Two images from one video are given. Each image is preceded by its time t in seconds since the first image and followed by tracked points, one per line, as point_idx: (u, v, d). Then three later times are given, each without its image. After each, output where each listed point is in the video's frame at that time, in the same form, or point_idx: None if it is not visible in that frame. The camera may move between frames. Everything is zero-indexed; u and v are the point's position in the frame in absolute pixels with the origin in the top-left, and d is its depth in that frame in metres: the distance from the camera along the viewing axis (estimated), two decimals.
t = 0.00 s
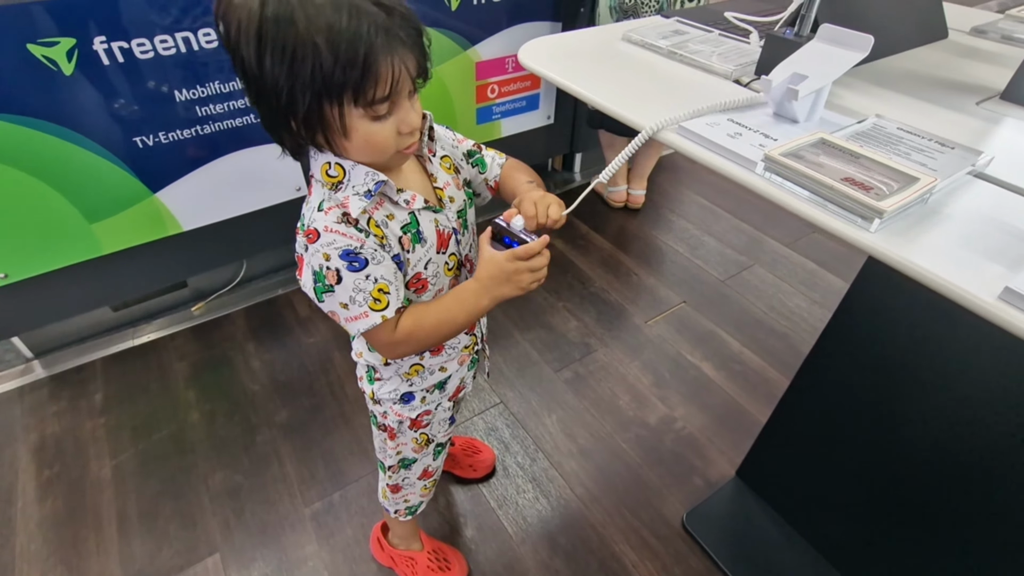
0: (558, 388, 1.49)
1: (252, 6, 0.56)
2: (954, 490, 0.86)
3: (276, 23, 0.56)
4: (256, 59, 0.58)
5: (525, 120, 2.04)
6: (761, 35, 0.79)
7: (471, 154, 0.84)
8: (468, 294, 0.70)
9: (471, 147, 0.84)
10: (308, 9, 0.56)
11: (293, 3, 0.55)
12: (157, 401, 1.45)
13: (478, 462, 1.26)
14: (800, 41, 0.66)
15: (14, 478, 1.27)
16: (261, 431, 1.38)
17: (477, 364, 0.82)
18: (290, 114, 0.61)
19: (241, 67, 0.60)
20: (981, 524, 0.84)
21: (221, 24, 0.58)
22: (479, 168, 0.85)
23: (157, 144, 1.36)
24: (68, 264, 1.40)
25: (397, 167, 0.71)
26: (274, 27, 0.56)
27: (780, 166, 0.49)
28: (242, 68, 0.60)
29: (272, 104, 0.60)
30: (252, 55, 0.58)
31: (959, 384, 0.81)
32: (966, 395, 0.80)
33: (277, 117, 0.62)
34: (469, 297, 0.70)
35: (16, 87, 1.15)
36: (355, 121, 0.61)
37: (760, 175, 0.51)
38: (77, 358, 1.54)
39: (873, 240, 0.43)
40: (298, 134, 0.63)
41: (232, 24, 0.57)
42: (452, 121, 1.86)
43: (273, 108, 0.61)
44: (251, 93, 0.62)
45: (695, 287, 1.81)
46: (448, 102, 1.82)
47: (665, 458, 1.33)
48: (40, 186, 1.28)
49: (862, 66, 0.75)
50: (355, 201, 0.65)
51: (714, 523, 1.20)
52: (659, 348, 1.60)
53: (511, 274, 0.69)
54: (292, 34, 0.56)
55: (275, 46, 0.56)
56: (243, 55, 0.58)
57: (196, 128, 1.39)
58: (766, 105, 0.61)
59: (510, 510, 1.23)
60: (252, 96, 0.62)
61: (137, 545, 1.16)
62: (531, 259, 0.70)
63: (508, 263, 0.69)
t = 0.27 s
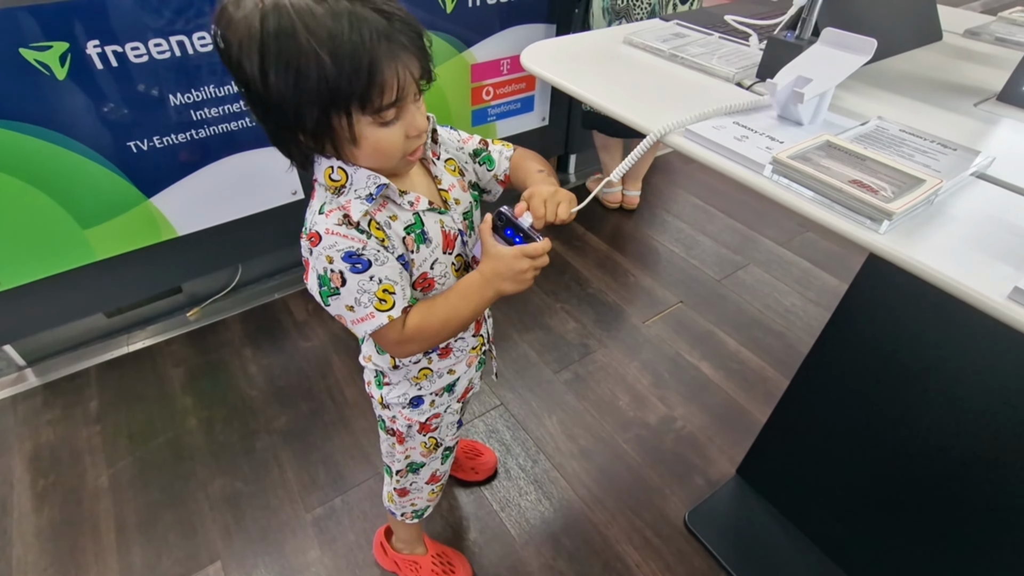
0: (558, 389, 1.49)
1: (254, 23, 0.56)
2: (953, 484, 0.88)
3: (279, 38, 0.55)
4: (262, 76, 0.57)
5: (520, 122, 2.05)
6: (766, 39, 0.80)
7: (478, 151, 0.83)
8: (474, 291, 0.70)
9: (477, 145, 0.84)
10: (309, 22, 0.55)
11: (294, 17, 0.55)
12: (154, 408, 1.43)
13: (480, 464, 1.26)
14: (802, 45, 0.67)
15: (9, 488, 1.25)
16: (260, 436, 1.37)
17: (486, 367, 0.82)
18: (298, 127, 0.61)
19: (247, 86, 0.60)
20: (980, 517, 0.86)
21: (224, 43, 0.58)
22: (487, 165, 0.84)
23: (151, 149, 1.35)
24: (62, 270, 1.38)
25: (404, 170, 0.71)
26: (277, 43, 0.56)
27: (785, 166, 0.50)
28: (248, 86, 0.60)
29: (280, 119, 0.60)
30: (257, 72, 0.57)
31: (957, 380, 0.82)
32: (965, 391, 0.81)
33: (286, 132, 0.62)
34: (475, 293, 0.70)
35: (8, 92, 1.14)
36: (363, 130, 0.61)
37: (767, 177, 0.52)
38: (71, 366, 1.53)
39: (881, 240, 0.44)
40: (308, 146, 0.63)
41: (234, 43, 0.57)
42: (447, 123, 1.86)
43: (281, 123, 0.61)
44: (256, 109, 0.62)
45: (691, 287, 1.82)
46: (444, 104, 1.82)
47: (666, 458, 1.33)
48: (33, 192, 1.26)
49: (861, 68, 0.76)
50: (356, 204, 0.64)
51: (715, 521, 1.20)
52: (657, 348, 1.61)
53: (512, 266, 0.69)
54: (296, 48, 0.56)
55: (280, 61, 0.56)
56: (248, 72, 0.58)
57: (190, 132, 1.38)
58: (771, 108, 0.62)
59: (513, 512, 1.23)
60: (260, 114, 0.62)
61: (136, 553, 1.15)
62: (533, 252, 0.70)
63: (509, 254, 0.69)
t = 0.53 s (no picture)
0: (553, 390, 1.49)
1: (248, 30, 0.55)
2: (945, 477, 0.89)
3: (273, 46, 0.55)
4: (255, 83, 0.57)
5: (511, 123, 2.04)
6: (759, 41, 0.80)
7: (472, 155, 0.83)
8: (465, 290, 0.69)
9: (472, 149, 0.84)
10: (305, 31, 0.55)
11: (289, 25, 0.55)
12: (144, 415, 1.41)
13: (475, 467, 1.26)
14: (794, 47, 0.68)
15: None
16: (253, 442, 1.36)
17: (482, 370, 0.82)
18: (292, 135, 0.60)
19: (240, 92, 0.59)
20: (971, 510, 0.87)
21: (218, 49, 0.58)
22: (482, 168, 0.84)
23: (138, 152, 1.33)
24: (48, 276, 1.36)
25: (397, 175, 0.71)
26: (272, 50, 0.55)
27: (777, 167, 0.51)
28: (240, 92, 0.59)
29: (273, 126, 0.60)
30: (251, 80, 0.57)
31: (948, 376, 0.83)
32: (956, 387, 0.83)
33: (279, 139, 0.61)
34: (466, 293, 0.69)
35: None
36: (357, 138, 0.61)
37: (762, 178, 0.52)
38: (57, 373, 1.50)
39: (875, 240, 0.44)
40: (301, 154, 0.63)
41: (228, 49, 0.57)
42: (438, 124, 1.86)
43: (274, 130, 0.60)
44: (249, 115, 0.61)
45: (683, 286, 1.83)
46: (435, 105, 1.81)
47: (660, 457, 1.34)
48: (17, 197, 1.24)
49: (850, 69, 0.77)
50: (342, 207, 0.64)
51: (710, 519, 1.21)
52: (650, 347, 1.61)
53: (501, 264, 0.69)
54: (291, 57, 0.55)
55: (274, 69, 0.56)
56: (241, 78, 0.58)
57: (177, 135, 1.36)
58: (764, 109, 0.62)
59: (509, 514, 1.23)
60: (253, 120, 0.61)
61: (128, 563, 1.14)
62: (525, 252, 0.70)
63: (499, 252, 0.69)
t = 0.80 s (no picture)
0: (546, 390, 1.49)
1: (242, 28, 0.55)
2: (934, 471, 0.90)
3: (268, 45, 0.55)
4: (249, 82, 0.57)
5: (503, 123, 2.05)
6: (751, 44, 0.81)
7: (465, 155, 0.83)
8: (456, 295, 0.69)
9: (464, 148, 0.83)
10: (300, 30, 0.55)
11: (284, 24, 0.55)
12: (133, 418, 1.39)
13: (470, 467, 1.26)
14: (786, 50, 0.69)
15: None
16: (245, 445, 1.35)
17: (475, 373, 0.82)
18: (285, 135, 0.60)
19: (232, 91, 0.58)
20: (960, 503, 0.89)
21: (211, 48, 0.57)
22: (475, 167, 0.83)
23: (126, 153, 1.32)
24: (34, 279, 1.34)
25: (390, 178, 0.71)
26: (266, 50, 0.55)
27: (772, 168, 0.51)
28: (233, 91, 0.58)
29: (266, 126, 0.59)
30: (244, 79, 0.57)
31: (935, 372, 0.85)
32: (944, 382, 0.84)
33: (272, 139, 0.61)
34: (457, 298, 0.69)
35: None
36: (352, 140, 0.61)
37: (757, 179, 0.52)
38: (44, 377, 1.48)
39: (868, 238, 0.45)
40: (293, 154, 0.62)
41: (221, 47, 0.56)
42: (430, 125, 1.85)
43: (267, 130, 0.60)
44: (242, 116, 0.61)
45: (675, 285, 1.84)
46: (426, 106, 1.81)
47: (654, 455, 1.34)
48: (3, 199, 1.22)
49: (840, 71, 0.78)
50: (335, 212, 0.64)
51: (704, 517, 1.22)
52: (643, 347, 1.62)
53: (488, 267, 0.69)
54: (286, 56, 0.55)
55: (268, 69, 0.55)
56: (234, 77, 0.57)
57: (166, 136, 1.35)
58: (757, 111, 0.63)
59: (504, 514, 1.23)
60: (245, 119, 0.61)
61: (118, 569, 1.12)
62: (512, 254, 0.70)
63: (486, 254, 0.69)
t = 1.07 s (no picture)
0: (540, 392, 1.50)
1: (241, 31, 0.54)
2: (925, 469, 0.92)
3: (269, 48, 0.54)
4: (247, 85, 0.56)
5: (495, 125, 2.05)
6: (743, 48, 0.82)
7: (456, 152, 0.82)
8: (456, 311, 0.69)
9: (453, 146, 0.83)
10: (301, 34, 0.55)
11: (285, 28, 0.54)
12: (124, 423, 1.38)
13: (465, 469, 1.26)
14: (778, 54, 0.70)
15: None
16: (237, 449, 1.34)
17: (465, 380, 0.82)
18: (282, 140, 0.59)
19: (228, 93, 0.58)
20: (950, 499, 0.90)
21: (207, 50, 0.57)
22: (464, 164, 0.83)
23: (115, 155, 1.30)
24: (23, 283, 1.33)
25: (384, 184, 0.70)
26: (266, 53, 0.54)
27: (765, 172, 0.52)
28: (229, 93, 0.58)
29: (263, 130, 0.59)
30: (242, 82, 0.56)
31: (924, 370, 0.86)
32: (935, 381, 0.85)
33: (268, 144, 0.60)
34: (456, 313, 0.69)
35: None
36: (350, 145, 0.60)
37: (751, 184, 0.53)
38: (32, 382, 1.46)
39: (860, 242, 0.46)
40: (289, 159, 0.62)
41: (218, 48, 0.56)
42: (423, 126, 1.85)
43: (264, 134, 0.59)
44: (238, 120, 0.60)
45: (667, 286, 1.85)
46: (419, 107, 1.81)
47: (648, 455, 1.35)
48: None
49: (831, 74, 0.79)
50: (329, 219, 0.64)
51: (698, 516, 1.23)
52: (636, 347, 1.63)
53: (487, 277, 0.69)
54: (287, 60, 0.55)
55: (269, 73, 0.55)
56: (231, 80, 0.56)
57: (156, 137, 1.34)
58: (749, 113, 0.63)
59: (499, 516, 1.23)
60: (240, 123, 0.60)
61: None
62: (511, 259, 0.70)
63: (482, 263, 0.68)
